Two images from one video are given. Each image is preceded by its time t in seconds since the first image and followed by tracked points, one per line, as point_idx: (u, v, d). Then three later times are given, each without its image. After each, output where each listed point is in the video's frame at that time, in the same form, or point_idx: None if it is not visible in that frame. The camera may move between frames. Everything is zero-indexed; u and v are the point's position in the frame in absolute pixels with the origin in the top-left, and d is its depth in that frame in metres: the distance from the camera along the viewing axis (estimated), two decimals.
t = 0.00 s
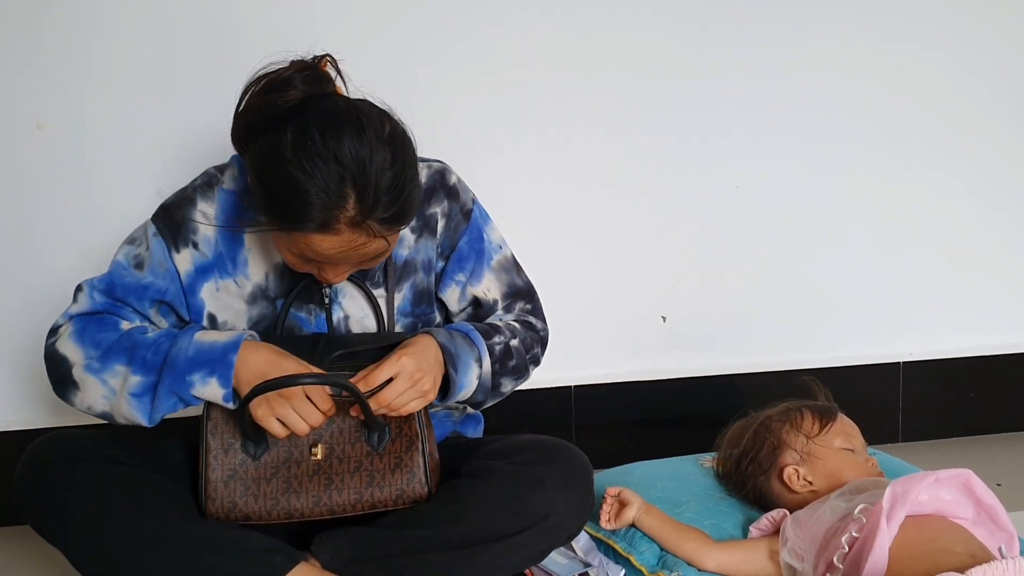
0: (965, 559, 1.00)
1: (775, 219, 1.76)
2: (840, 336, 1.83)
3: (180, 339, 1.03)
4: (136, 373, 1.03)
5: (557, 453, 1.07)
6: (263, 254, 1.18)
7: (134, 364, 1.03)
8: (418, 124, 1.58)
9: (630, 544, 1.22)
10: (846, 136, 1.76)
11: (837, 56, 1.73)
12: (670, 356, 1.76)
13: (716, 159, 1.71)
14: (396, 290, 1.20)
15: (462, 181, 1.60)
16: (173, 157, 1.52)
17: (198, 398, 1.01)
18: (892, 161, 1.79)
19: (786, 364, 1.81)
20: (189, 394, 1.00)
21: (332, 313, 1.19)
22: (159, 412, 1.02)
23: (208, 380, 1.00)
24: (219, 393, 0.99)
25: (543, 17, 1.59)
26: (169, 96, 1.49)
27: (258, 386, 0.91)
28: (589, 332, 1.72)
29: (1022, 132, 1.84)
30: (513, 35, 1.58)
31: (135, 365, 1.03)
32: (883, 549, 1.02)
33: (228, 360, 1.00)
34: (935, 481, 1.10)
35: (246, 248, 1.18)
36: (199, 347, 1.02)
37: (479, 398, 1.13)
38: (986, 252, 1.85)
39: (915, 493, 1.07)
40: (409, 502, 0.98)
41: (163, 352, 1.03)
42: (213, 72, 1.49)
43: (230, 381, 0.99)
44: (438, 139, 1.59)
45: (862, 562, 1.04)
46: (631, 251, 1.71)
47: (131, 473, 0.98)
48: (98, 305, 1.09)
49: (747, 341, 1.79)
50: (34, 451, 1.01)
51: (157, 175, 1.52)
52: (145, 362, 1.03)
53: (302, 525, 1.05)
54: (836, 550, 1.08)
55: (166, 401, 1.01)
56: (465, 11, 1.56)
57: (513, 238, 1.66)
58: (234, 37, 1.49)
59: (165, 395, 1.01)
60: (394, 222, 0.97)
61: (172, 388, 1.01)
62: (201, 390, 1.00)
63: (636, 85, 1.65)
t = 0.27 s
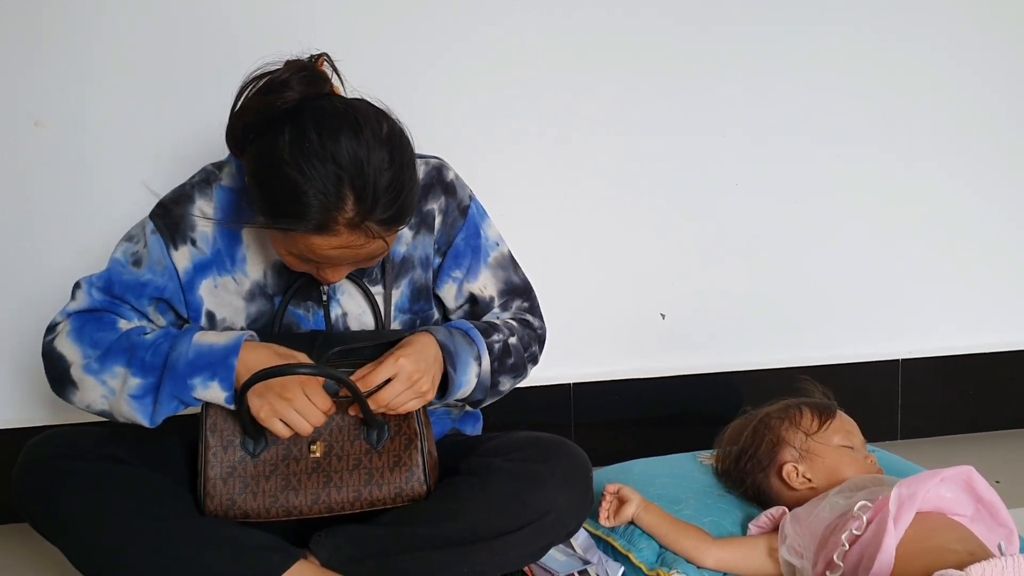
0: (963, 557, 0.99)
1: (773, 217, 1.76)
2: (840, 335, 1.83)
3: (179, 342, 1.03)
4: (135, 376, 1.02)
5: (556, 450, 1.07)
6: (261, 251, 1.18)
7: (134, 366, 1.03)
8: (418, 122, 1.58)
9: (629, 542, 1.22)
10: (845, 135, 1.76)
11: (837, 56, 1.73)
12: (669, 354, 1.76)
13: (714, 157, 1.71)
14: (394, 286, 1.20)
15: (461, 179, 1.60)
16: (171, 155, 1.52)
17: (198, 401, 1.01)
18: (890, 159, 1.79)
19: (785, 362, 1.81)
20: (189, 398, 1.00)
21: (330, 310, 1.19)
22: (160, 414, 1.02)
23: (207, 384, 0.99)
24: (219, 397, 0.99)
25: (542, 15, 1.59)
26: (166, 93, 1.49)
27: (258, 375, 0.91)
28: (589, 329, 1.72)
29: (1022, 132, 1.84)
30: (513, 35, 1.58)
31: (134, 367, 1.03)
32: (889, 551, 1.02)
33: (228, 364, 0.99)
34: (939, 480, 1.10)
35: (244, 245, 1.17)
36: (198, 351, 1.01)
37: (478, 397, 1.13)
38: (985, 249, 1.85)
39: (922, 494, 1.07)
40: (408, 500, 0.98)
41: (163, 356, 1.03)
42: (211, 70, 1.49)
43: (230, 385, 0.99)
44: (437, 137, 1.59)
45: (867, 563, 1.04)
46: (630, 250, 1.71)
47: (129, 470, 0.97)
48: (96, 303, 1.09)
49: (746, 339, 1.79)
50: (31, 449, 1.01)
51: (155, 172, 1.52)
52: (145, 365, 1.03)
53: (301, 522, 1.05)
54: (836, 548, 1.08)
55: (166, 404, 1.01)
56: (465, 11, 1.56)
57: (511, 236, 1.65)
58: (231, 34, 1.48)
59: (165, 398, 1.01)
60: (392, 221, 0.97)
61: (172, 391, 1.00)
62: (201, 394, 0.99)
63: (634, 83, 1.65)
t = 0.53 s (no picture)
0: (961, 556, 1.00)
1: (772, 215, 1.76)
2: (840, 334, 1.83)
3: (175, 344, 1.02)
4: (132, 375, 1.02)
5: (555, 447, 1.07)
6: (261, 248, 1.18)
7: (130, 367, 1.02)
8: (417, 120, 1.57)
9: (628, 539, 1.22)
10: (844, 133, 1.76)
11: (838, 56, 1.73)
12: (668, 351, 1.76)
13: (714, 155, 1.71)
14: (394, 284, 1.21)
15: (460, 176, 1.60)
16: (170, 152, 1.52)
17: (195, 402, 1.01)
18: (889, 157, 1.79)
19: (784, 359, 1.81)
20: (185, 399, 1.00)
21: (330, 308, 1.19)
22: (157, 415, 1.03)
23: (203, 386, 0.99)
24: (214, 398, 0.99)
25: (542, 13, 1.59)
26: (165, 91, 1.49)
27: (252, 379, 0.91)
28: (588, 327, 1.72)
29: (1022, 132, 1.84)
30: (513, 35, 1.58)
31: (131, 367, 1.03)
32: (881, 547, 1.03)
33: (224, 366, 0.99)
34: (934, 476, 1.10)
35: (244, 242, 1.17)
36: (194, 352, 1.01)
37: (478, 396, 1.13)
38: (983, 247, 1.86)
39: (915, 490, 1.07)
40: (407, 498, 0.98)
41: (158, 356, 1.03)
42: (210, 68, 1.49)
43: (226, 387, 0.99)
44: (436, 135, 1.59)
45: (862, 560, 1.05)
46: (629, 248, 1.71)
47: (128, 468, 0.97)
48: (95, 300, 1.09)
49: (744, 337, 1.79)
50: (30, 447, 1.01)
51: (154, 169, 1.52)
52: (141, 364, 1.03)
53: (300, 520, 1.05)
54: (833, 545, 1.08)
55: (162, 404, 1.01)
56: (466, 11, 1.56)
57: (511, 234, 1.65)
58: (230, 32, 1.48)
59: (161, 399, 1.01)
60: (397, 220, 0.97)
61: (168, 392, 1.00)
62: (197, 396, 0.99)
63: (634, 81, 1.65)
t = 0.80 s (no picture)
0: (957, 555, 1.01)
1: (771, 214, 1.76)
2: (839, 333, 1.83)
3: (174, 341, 1.02)
4: (131, 374, 1.02)
5: (554, 446, 1.07)
6: (261, 247, 1.18)
7: (129, 365, 1.02)
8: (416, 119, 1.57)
9: (626, 538, 1.22)
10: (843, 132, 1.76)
11: (838, 56, 1.73)
12: (666, 350, 1.76)
13: (714, 155, 1.71)
14: (394, 283, 1.21)
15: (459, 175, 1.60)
16: (169, 151, 1.52)
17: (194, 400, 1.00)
18: (889, 157, 1.79)
19: (782, 358, 1.81)
20: (184, 396, 1.00)
21: (329, 307, 1.19)
22: (156, 413, 1.02)
23: (202, 383, 0.99)
24: (213, 395, 0.99)
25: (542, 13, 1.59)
26: (164, 90, 1.49)
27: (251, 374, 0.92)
28: (587, 326, 1.72)
29: (1022, 132, 1.85)
30: (514, 35, 1.58)
31: (130, 365, 1.03)
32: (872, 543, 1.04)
33: (223, 363, 0.99)
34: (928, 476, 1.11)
35: (243, 241, 1.17)
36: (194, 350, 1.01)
37: (477, 394, 1.13)
38: (981, 247, 1.86)
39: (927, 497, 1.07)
40: (405, 497, 0.98)
41: (159, 354, 1.03)
42: (209, 67, 1.49)
43: (225, 384, 0.99)
44: (435, 135, 1.59)
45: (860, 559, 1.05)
46: (628, 247, 1.71)
47: (126, 467, 0.98)
48: (95, 299, 1.09)
49: (743, 336, 1.79)
50: (29, 446, 1.01)
51: (152, 168, 1.52)
52: (140, 363, 1.03)
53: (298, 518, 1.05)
54: (833, 544, 1.09)
55: (162, 402, 1.01)
56: (467, 11, 1.56)
57: (509, 233, 1.66)
58: (230, 32, 1.48)
59: (161, 396, 1.01)
60: (399, 218, 0.97)
61: (167, 389, 1.00)
62: (196, 393, 0.99)
63: (634, 81, 1.65)
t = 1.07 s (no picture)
0: (957, 552, 1.01)
1: (770, 214, 1.76)
2: (840, 332, 1.84)
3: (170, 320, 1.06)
4: (134, 359, 1.06)
5: (554, 445, 1.07)
6: (260, 250, 1.18)
7: (132, 351, 1.06)
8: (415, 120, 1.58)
9: (625, 537, 1.22)
10: (842, 132, 1.77)
11: (838, 56, 1.74)
12: (666, 350, 1.77)
13: (713, 155, 1.72)
14: (394, 284, 1.21)
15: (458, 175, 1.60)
16: (168, 151, 1.52)
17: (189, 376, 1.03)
18: (888, 157, 1.79)
19: (781, 358, 1.81)
20: (178, 371, 1.03)
21: (330, 307, 1.19)
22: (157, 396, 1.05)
23: (194, 356, 1.02)
24: (204, 368, 1.01)
25: (542, 14, 1.59)
26: (164, 90, 1.49)
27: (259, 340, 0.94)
28: (586, 326, 1.72)
29: (1022, 132, 1.85)
30: (515, 35, 1.59)
31: (133, 351, 1.06)
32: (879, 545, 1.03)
33: (214, 334, 1.03)
34: (931, 476, 1.11)
35: (241, 245, 1.17)
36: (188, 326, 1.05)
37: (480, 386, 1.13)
38: (980, 246, 1.86)
39: (914, 490, 1.08)
40: (404, 492, 0.98)
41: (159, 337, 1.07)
42: (209, 68, 1.49)
43: (216, 355, 1.02)
44: (435, 135, 1.59)
45: (859, 558, 1.05)
46: (628, 247, 1.71)
47: (126, 467, 0.98)
48: (93, 306, 1.11)
49: (741, 336, 1.80)
50: (28, 445, 1.01)
51: (151, 168, 1.52)
52: (142, 348, 1.06)
53: (298, 518, 1.05)
54: (830, 543, 1.09)
55: (164, 382, 1.04)
56: (468, 11, 1.56)
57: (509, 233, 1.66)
58: (230, 33, 1.49)
59: (159, 374, 1.04)
60: (398, 215, 0.98)
61: (163, 367, 1.03)
62: (189, 369, 1.02)
63: (634, 81, 1.65)
